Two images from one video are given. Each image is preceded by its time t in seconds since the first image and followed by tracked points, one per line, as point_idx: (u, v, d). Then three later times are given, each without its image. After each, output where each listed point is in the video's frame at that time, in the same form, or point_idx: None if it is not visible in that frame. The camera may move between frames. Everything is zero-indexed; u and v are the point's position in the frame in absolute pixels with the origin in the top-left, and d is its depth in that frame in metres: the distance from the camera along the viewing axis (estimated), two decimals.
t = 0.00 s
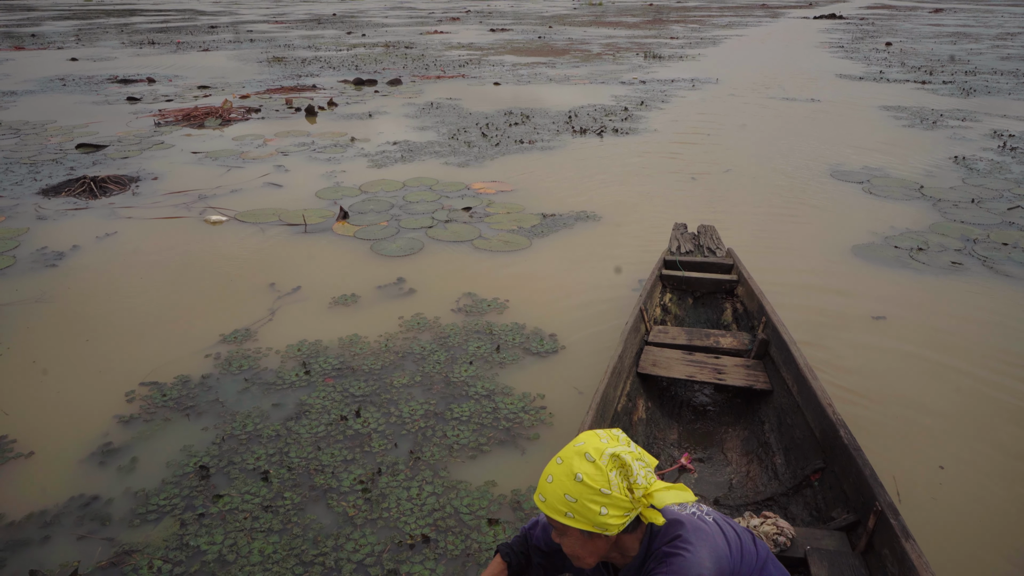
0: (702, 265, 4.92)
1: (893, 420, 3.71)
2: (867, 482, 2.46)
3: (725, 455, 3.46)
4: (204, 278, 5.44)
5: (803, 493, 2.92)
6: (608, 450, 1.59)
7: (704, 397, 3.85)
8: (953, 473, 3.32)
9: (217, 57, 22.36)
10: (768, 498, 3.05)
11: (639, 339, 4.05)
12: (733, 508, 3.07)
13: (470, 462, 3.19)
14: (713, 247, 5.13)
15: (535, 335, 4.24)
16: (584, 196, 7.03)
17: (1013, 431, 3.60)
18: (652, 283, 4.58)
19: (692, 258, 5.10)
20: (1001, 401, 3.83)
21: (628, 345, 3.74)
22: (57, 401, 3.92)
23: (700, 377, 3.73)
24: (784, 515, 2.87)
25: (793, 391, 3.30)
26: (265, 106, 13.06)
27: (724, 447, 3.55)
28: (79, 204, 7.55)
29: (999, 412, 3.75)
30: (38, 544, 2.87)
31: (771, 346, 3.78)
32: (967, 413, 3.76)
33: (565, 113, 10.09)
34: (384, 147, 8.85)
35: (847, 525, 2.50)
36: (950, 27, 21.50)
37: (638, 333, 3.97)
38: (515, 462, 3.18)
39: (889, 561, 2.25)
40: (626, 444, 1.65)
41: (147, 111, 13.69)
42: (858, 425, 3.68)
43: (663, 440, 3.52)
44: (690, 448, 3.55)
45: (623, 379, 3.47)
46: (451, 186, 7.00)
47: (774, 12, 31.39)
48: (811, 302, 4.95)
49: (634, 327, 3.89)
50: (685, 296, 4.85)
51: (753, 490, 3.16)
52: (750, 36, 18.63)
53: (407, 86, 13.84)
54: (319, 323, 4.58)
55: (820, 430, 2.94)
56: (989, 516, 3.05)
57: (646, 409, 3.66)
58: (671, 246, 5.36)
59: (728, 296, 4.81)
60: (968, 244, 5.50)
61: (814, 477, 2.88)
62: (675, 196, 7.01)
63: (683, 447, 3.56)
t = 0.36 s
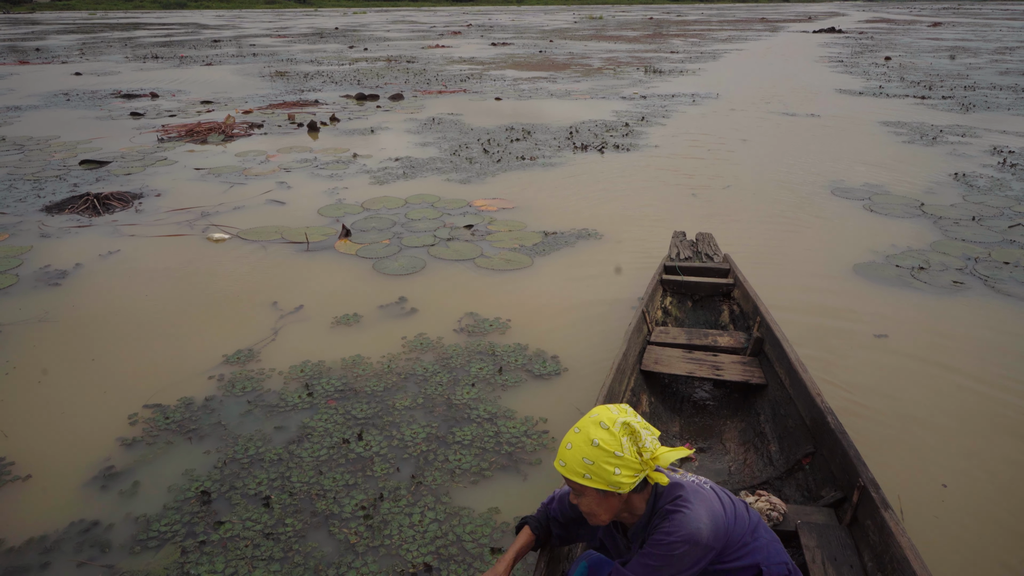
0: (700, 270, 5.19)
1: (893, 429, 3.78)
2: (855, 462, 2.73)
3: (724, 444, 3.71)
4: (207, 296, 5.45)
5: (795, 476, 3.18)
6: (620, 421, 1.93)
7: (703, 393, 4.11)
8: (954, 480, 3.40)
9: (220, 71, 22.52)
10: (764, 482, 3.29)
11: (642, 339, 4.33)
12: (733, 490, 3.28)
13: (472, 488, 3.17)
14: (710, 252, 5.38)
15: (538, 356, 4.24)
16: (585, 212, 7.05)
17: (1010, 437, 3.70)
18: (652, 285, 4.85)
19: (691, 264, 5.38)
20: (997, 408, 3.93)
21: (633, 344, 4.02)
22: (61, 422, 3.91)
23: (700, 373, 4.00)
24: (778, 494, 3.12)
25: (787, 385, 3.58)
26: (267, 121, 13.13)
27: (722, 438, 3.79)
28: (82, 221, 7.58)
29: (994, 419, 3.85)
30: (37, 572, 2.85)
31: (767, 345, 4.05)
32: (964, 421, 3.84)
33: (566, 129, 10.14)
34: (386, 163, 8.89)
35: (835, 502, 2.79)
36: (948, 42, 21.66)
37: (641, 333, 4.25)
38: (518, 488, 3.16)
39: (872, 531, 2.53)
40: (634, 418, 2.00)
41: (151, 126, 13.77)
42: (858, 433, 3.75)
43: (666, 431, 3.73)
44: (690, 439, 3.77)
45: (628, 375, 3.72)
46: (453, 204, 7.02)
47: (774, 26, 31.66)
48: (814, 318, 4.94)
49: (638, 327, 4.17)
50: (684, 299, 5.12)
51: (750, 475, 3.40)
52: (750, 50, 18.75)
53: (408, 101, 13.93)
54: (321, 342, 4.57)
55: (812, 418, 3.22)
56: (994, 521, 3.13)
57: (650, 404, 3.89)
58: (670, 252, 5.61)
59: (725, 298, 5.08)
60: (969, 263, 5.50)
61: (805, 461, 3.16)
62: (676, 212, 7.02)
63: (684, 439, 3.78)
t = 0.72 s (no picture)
0: (702, 273, 5.46)
1: (896, 433, 3.86)
2: (843, 443, 3.02)
3: (728, 435, 4.00)
4: (212, 312, 5.45)
5: (794, 461, 3.45)
6: (619, 403, 2.09)
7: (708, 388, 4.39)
8: (956, 481, 3.48)
9: (225, 82, 22.66)
10: (765, 467, 3.57)
11: (650, 337, 4.62)
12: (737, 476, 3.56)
13: (477, 511, 3.16)
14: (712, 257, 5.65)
15: (544, 375, 4.23)
16: (589, 226, 7.07)
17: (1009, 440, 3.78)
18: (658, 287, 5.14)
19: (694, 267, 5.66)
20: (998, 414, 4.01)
21: (640, 342, 4.30)
22: (68, 440, 3.91)
23: (704, 369, 4.28)
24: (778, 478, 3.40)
25: (784, 376, 3.87)
26: (272, 134, 13.20)
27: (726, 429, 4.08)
28: (88, 235, 7.61)
29: (995, 423, 3.93)
30: None
31: (766, 341, 4.32)
32: (967, 424, 3.94)
33: (570, 142, 10.18)
34: (391, 177, 8.92)
35: (829, 481, 3.04)
36: (950, 53, 21.72)
37: (648, 332, 4.53)
38: (524, 512, 3.15)
39: (861, 505, 2.79)
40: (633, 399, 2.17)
41: (156, 138, 13.84)
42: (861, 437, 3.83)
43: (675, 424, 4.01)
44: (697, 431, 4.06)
45: (638, 371, 4.00)
46: (457, 218, 7.04)
47: (776, 37, 31.79)
48: (819, 334, 4.92)
49: (645, 327, 4.45)
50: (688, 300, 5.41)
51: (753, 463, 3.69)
52: (753, 61, 18.81)
53: (412, 113, 14.00)
54: (326, 360, 4.56)
55: (805, 406, 3.52)
56: (994, 521, 3.22)
57: (658, 399, 4.17)
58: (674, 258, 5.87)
59: (726, 300, 5.35)
60: (974, 279, 5.48)
61: (802, 447, 3.44)
62: (680, 226, 7.03)
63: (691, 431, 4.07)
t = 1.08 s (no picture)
0: (707, 277, 5.64)
1: (899, 440, 3.95)
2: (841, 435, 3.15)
3: (732, 431, 4.18)
4: (220, 328, 5.45)
5: (795, 453, 3.60)
6: (635, 392, 2.30)
7: (713, 386, 4.57)
8: (958, 488, 3.57)
9: (231, 93, 22.81)
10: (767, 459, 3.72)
11: (657, 337, 4.81)
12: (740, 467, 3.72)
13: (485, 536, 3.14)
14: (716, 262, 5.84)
15: (553, 395, 4.21)
16: (595, 239, 7.07)
17: (1010, 449, 3.87)
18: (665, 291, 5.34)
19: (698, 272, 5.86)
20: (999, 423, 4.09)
21: (649, 342, 4.48)
22: (75, 458, 3.91)
23: (709, 368, 4.45)
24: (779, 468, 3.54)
25: (786, 374, 4.01)
26: (278, 146, 13.27)
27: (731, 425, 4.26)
28: (95, 249, 7.65)
29: (997, 431, 4.02)
30: None
31: (768, 341, 4.48)
32: (970, 428, 4.06)
33: (575, 155, 10.20)
34: (396, 190, 8.93)
35: (827, 470, 3.17)
36: (953, 64, 21.75)
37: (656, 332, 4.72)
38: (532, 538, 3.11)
39: (858, 491, 2.93)
40: (652, 389, 2.34)
41: (162, 151, 13.92)
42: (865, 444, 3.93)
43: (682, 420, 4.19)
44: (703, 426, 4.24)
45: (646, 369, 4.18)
46: (463, 233, 7.04)
47: (779, 48, 31.88)
48: (827, 352, 4.90)
49: (653, 328, 4.64)
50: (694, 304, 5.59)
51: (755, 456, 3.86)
52: (757, 72, 18.86)
53: (417, 125, 14.06)
54: (332, 378, 4.54)
55: (806, 402, 3.65)
56: (996, 528, 3.30)
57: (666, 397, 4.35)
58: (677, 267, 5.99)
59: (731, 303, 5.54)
60: (983, 297, 5.45)
61: (802, 439, 3.58)
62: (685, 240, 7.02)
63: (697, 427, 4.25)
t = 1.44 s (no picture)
0: (712, 290, 5.84)
1: (903, 456, 4.02)
2: (838, 434, 3.36)
3: (737, 433, 4.38)
4: (228, 352, 5.43)
5: (795, 454, 3.80)
6: (653, 391, 2.47)
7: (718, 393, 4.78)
8: (962, 503, 3.64)
9: (237, 111, 23.00)
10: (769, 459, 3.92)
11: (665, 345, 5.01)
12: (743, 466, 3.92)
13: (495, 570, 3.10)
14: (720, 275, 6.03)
15: (562, 423, 4.19)
16: (600, 260, 7.08)
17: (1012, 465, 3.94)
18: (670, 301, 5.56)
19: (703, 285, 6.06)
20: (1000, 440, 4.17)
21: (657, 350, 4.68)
22: (82, 485, 3.89)
23: (714, 374, 4.67)
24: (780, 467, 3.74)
25: (787, 380, 4.21)
26: (284, 165, 13.36)
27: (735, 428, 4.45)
28: (102, 270, 7.68)
29: (997, 446, 4.11)
30: None
31: (770, 350, 4.69)
32: (969, 438, 4.20)
33: (579, 174, 10.25)
34: (401, 210, 8.97)
35: (825, 467, 3.37)
36: (955, 82, 21.92)
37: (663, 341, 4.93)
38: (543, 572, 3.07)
39: (853, 486, 3.14)
40: (669, 387, 2.53)
41: (169, 169, 14.02)
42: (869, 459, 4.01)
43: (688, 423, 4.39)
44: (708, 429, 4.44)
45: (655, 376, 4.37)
46: (468, 254, 7.06)
47: (781, 65, 32.07)
48: (836, 377, 4.87)
49: (660, 336, 4.84)
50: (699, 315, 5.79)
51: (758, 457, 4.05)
52: (759, 90, 18.98)
53: (422, 143, 14.16)
54: (338, 405, 4.52)
55: (806, 405, 3.86)
56: (1001, 542, 3.37)
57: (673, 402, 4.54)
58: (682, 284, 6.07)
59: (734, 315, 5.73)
60: (991, 321, 5.42)
61: (803, 441, 3.79)
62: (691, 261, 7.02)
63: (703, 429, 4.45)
